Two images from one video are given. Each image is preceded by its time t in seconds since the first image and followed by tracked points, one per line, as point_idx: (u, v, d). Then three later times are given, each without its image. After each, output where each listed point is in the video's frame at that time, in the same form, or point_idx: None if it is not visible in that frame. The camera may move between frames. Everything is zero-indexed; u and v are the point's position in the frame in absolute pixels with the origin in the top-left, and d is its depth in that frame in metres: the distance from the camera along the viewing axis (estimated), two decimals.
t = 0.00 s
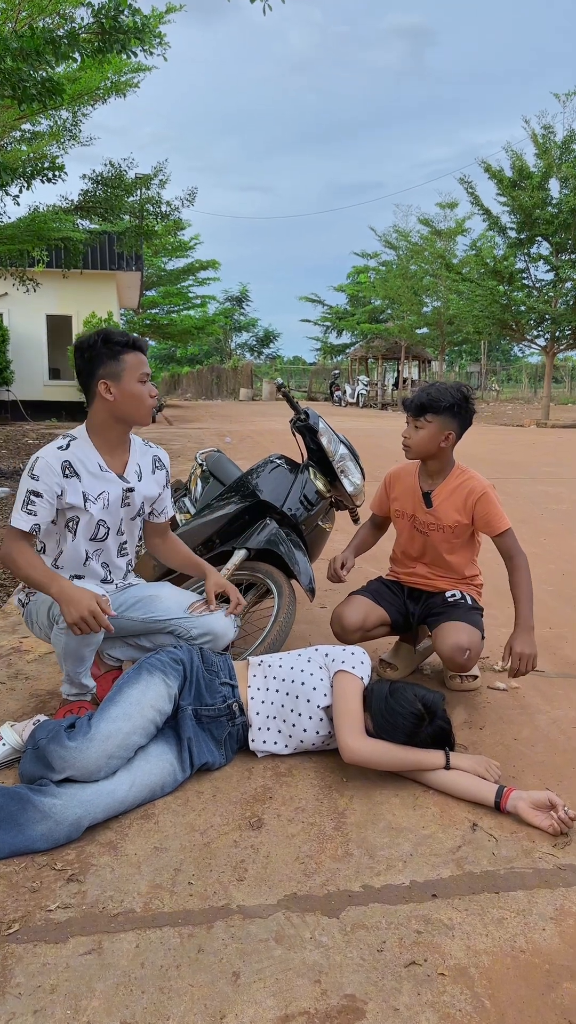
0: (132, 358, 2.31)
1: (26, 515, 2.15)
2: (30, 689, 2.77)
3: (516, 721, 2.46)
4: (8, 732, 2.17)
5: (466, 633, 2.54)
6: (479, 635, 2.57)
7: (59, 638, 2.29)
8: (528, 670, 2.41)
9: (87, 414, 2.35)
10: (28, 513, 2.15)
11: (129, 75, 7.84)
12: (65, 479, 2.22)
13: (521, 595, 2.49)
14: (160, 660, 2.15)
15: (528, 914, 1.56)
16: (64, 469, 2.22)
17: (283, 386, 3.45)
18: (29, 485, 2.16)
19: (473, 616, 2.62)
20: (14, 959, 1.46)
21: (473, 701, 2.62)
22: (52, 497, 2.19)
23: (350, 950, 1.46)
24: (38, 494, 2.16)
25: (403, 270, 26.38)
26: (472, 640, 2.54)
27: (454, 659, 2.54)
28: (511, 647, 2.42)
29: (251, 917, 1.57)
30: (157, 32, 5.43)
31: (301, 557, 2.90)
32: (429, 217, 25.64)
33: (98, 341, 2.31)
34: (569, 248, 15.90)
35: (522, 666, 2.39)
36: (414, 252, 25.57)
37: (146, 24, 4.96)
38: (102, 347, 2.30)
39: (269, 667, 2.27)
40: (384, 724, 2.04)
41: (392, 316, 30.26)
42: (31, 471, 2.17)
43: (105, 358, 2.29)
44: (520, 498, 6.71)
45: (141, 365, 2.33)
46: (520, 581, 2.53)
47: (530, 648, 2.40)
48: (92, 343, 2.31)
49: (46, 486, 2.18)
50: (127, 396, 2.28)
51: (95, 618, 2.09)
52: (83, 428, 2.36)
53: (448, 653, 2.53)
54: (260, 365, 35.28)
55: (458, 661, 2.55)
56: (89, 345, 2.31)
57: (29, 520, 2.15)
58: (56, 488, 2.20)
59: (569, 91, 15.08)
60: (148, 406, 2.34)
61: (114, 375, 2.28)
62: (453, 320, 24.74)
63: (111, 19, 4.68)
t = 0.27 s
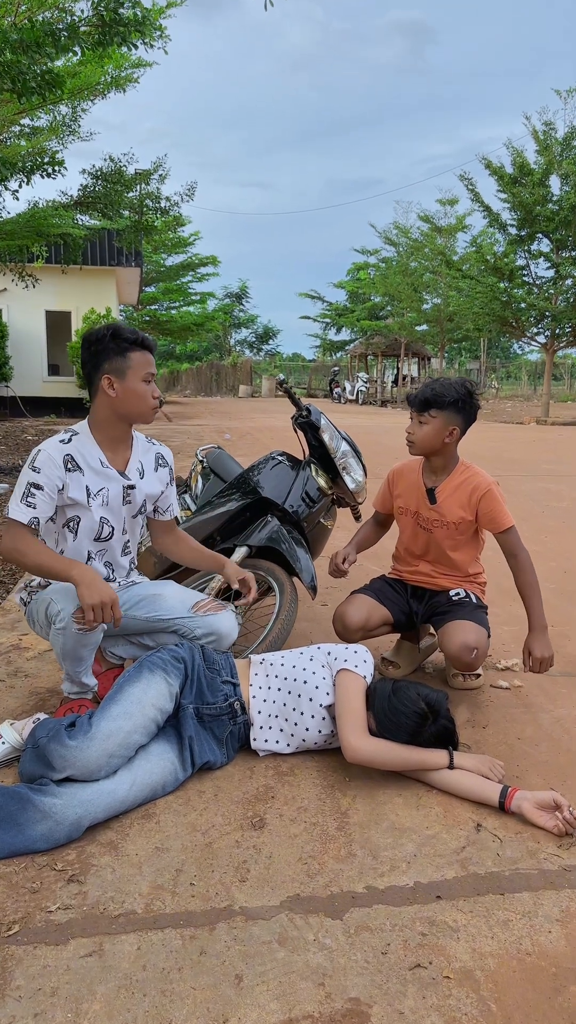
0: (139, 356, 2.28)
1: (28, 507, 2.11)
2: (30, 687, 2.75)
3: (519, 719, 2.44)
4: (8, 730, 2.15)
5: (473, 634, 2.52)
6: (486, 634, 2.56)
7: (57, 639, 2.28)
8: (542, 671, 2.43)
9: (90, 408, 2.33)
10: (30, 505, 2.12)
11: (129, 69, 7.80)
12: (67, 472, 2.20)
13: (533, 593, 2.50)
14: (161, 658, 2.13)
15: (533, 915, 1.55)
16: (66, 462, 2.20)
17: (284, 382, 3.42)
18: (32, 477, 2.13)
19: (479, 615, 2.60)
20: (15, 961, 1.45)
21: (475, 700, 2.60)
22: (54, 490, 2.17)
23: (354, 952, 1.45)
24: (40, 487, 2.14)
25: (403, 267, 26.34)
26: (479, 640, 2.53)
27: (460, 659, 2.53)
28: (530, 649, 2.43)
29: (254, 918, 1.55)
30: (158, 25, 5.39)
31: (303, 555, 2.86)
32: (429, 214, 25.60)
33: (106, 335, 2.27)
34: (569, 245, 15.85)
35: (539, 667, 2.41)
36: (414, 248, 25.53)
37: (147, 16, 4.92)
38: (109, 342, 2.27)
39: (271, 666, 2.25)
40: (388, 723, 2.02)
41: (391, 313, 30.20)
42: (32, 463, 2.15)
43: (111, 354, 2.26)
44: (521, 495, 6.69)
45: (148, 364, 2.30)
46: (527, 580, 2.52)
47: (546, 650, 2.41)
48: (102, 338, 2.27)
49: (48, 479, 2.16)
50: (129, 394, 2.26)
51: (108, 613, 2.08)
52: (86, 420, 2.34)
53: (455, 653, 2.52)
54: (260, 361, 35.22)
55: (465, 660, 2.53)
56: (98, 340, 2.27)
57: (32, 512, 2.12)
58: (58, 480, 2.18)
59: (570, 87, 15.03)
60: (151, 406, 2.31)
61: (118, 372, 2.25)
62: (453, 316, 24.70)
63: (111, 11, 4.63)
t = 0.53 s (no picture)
0: (149, 354, 2.23)
1: (35, 494, 2.11)
2: (30, 684, 2.73)
3: (522, 717, 2.43)
4: (8, 727, 2.13)
5: (480, 629, 2.51)
6: (492, 630, 2.55)
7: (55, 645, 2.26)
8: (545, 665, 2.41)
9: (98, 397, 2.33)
10: (36, 491, 2.11)
11: (128, 63, 7.74)
12: (72, 459, 2.19)
13: (536, 585, 2.49)
14: (163, 655, 2.11)
15: (539, 915, 1.53)
16: (73, 448, 2.20)
17: (285, 378, 3.41)
18: (37, 462, 2.13)
19: (485, 610, 2.59)
20: (15, 961, 1.43)
21: (478, 697, 2.59)
22: (59, 476, 2.16)
23: (358, 953, 1.43)
24: (46, 472, 2.13)
25: (402, 263, 26.27)
26: (486, 635, 2.51)
27: (467, 655, 2.51)
28: (532, 643, 2.41)
29: (257, 918, 1.54)
30: (157, 19, 5.34)
31: (304, 551, 2.85)
32: (428, 210, 25.52)
33: (119, 326, 2.24)
34: (569, 241, 15.81)
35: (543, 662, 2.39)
36: (413, 244, 25.46)
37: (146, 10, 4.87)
38: (121, 333, 2.24)
39: (273, 663, 2.23)
40: (392, 721, 2.00)
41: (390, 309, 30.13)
42: (38, 448, 2.14)
43: (120, 346, 2.23)
44: (521, 492, 6.68)
45: (156, 361, 2.25)
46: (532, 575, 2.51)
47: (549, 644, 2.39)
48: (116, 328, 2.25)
49: (54, 465, 2.15)
50: (128, 389, 2.23)
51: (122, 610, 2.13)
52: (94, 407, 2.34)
53: (462, 649, 2.51)
54: (259, 358, 35.15)
55: (473, 657, 2.52)
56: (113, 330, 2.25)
57: (36, 497, 2.11)
58: (64, 466, 2.17)
59: (570, 83, 14.97)
60: (152, 405, 2.27)
61: (123, 364, 2.23)
62: (452, 313, 24.65)
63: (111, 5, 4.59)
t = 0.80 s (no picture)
0: (164, 349, 2.23)
1: (41, 484, 2.07)
2: (30, 680, 2.72)
3: (525, 715, 2.42)
4: (8, 725, 2.12)
5: (486, 627, 2.50)
6: (498, 627, 2.54)
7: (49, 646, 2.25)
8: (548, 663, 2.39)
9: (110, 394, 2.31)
10: (44, 482, 2.08)
11: (127, 57, 7.68)
12: (81, 453, 2.18)
13: (541, 582, 2.48)
14: (164, 652, 2.10)
15: (544, 914, 1.53)
16: (81, 443, 2.18)
17: (287, 373, 3.39)
18: (47, 455, 2.10)
19: (490, 608, 2.58)
20: (17, 962, 1.42)
21: (480, 695, 2.58)
22: (68, 470, 2.14)
23: (363, 953, 1.42)
24: (55, 465, 2.10)
25: (401, 259, 26.22)
26: (492, 632, 2.50)
27: (473, 653, 2.50)
28: (536, 641, 2.40)
29: (260, 918, 1.53)
30: (157, 12, 5.28)
31: (305, 549, 2.84)
32: (427, 205, 25.47)
33: (133, 323, 2.23)
34: (568, 238, 15.77)
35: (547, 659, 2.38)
36: (412, 240, 25.40)
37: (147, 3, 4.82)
38: (136, 330, 2.22)
39: (275, 660, 2.22)
40: (396, 718, 1.99)
41: (389, 305, 30.08)
42: (49, 441, 2.12)
43: (136, 343, 2.22)
44: (521, 489, 6.67)
45: (172, 357, 2.25)
46: (537, 572, 2.50)
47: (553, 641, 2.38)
48: (130, 326, 2.23)
49: (63, 459, 2.12)
50: (147, 388, 2.23)
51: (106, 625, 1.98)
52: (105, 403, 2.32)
53: (468, 646, 2.49)
54: (257, 354, 35.10)
55: (479, 654, 2.51)
56: (127, 328, 2.23)
57: (44, 489, 2.07)
58: (72, 460, 2.15)
59: (570, 78, 14.92)
60: (170, 401, 2.27)
61: (140, 362, 2.22)
62: (451, 309, 24.62)
63: None
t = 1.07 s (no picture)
0: (164, 339, 2.23)
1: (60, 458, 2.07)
2: (30, 678, 2.71)
3: (527, 713, 2.42)
4: (8, 724, 2.11)
5: (489, 625, 2.49)
6: (501, 625, 2.53)
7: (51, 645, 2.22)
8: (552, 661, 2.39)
9: (113, 392, 2.28)
10: (62, 455, 2.08)
11: (126, 53, 7.64)
12: (94, 441, 2.18)
13: (545, 580, 2.48)
14: (166, 651, 2.09)
15: (548, 914, 1.52)
16: (94, 433, 2.19)
17: (289, 371, 3.37)
18: (64, 434, 2.11)
19: (494, 606, 2.57)
20: (19, 962, 1.41)
21: (482, 693, 2.57)
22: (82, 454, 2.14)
23: (367, 953, 1.42)
24: (72, 445, 2.11)
25: (400, 256, 26.18)
26: (496, 630, 2.49)
27: (477, 650, 2.49)
28: (541, 640, 2.39)
29: (263, 918, 1.52)
30: (157, 7, 5.24)
31: (307, 545, 2.83)
32: (427, 202, 25.43)
33: (131, 318, 2.22)
34: (568, 234, 15.76)
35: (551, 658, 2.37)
36: (411, 237, 25.37)
37: None
38: (135, 325, 2.22)
39: (277, 659, 2.21)
40: (400, 717, 1.99)
41: (388, 302, 30.04)
42: (66, 422, 2.13)
43: (137, 337, 2.21)
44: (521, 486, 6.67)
45: (172, 348, 2.25)
46: (541, 570, 2.49)
47: (558, 640, 2.37)
48: (128, 320, 2.22)
49: (78, 441, 2.13)
50: (153, 379, 2.21)
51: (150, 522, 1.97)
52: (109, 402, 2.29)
53: (472, 644, 2.49)
54: (256, 350, 35.06)
55: (482, 651, 2.50)
56: (125, 322, 2.23)
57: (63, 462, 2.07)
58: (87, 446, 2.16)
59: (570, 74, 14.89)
60: (176, 391, 2.26)
61: (144, 356, 2.20)
62: (450, 305, 24.60)
63: None
